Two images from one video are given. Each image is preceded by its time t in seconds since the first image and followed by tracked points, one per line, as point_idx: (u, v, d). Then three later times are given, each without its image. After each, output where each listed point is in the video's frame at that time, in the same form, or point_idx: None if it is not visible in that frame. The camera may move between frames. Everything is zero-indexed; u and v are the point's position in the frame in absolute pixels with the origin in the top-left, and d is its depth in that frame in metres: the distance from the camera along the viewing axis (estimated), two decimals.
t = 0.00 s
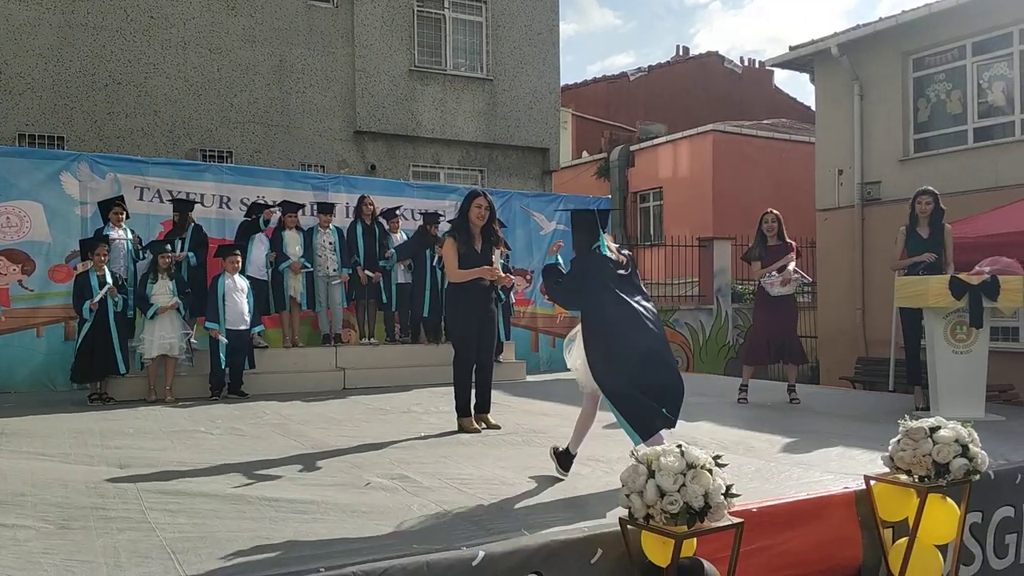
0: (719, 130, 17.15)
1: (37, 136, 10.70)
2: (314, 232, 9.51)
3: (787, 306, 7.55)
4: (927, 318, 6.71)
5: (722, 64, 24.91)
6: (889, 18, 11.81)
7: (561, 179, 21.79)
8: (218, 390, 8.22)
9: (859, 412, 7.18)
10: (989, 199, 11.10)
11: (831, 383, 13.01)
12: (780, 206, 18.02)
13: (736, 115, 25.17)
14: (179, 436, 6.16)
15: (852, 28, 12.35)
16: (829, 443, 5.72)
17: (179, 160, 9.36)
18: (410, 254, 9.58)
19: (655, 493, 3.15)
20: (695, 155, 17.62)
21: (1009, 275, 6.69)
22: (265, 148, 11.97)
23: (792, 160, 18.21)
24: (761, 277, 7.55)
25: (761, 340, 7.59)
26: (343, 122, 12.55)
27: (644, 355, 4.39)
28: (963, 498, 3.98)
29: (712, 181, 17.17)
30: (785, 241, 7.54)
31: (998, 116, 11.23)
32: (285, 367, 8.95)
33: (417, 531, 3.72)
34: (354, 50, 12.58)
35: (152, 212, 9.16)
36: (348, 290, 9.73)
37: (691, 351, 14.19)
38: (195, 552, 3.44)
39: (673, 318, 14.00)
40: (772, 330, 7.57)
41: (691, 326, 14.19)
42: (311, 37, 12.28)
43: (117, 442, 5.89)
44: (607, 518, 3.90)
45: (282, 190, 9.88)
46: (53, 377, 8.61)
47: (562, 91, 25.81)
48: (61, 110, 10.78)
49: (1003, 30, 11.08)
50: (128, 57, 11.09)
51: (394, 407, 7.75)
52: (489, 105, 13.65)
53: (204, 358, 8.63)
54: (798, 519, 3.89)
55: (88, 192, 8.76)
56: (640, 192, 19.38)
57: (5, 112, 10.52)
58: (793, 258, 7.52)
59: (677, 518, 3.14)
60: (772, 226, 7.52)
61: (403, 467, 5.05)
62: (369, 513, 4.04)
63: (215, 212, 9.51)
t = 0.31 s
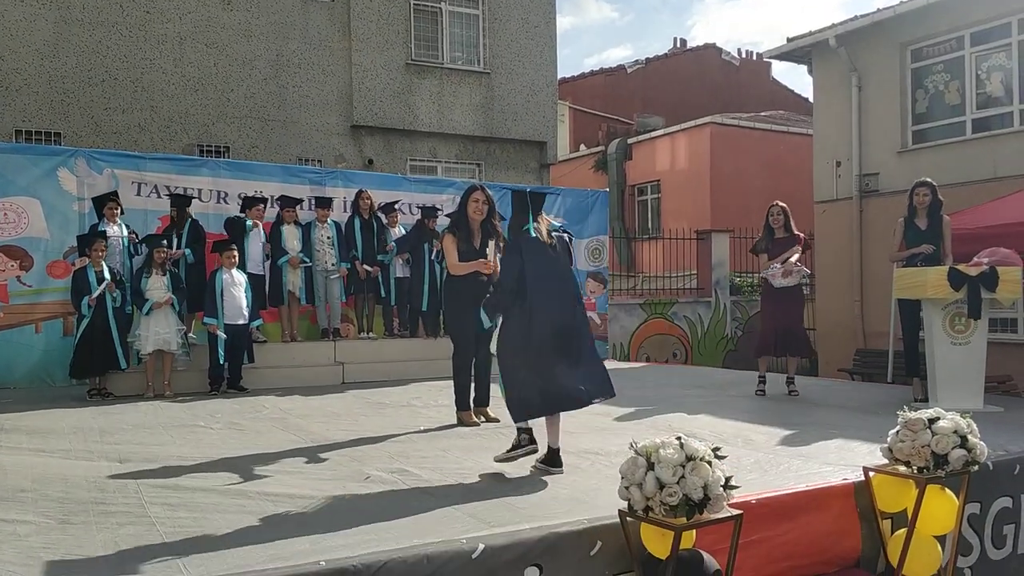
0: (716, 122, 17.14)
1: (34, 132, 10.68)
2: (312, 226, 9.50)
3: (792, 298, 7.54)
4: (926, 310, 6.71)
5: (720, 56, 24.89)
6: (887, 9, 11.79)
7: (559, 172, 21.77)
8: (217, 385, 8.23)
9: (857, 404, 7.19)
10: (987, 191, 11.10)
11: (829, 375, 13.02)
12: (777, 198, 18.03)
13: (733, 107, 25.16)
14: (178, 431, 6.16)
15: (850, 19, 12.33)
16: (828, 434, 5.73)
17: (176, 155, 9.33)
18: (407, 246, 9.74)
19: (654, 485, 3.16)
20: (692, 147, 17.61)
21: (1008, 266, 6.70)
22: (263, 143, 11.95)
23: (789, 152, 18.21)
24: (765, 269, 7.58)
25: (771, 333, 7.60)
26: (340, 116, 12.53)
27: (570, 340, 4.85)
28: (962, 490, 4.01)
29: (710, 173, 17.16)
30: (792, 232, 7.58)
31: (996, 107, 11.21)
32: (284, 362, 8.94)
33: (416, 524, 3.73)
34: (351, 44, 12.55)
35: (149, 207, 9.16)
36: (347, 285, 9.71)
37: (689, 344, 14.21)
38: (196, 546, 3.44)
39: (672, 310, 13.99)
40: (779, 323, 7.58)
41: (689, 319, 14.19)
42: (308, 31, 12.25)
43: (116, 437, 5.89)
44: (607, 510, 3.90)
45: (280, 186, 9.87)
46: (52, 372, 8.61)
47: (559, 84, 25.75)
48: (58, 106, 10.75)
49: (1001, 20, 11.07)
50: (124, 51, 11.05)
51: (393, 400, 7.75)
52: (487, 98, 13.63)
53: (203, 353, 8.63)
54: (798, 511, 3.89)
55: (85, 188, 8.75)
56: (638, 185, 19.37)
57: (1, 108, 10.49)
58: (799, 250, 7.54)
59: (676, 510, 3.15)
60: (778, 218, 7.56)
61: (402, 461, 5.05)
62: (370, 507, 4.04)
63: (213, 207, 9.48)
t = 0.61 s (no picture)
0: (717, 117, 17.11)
1: (34, 128, 10.65)
2: (312, 221, 9.49)
3: (791, 290, 7.53)
4: (927, 304, 6.70)
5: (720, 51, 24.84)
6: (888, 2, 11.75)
7: (559, 167, 21.73)
8: (217, 379, 8.24)
9: (858, 398, 7.18)
10: (989, 185, 11.08)
11: (830, 369, 13.03)
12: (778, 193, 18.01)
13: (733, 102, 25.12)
14: (178, 427, 6.15)
15: (852, 13, 12.29)
16: (829, 429, 5.72)
17: (177, 150, 9.31)
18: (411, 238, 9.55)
19: (654, 480, 3.15)
20: (693, 142, 17.58)
21: (1010, 260, 6.68)
22: (263, 138, 11.93)
23: (790, 146, 18.17)
24: (763, 262, 7.57)
25: (772, 327, 7.59)
26: (340, 111, 12.50)
27: (504, 337, 5.28)
28: (964, 484, 4.01)
29: (710, 167, 17.13)
30: (795, 226, 7.56)
31: (997, 101, 11.18)
32: (285, 357, 8.96)
33: (417, 519, 3.72)
34: (351, 39, 12.51)
35: (150, 202, 9.12)
36: (348, 279, 9.69)
37: (690, 338, 14.20)
38: (197, 541, 3.44)
39: (672, 305, 13.98)
40: (780, 316, 7.56)
41: (690, 313, 14.17)
42: (308, 26, 12.22)
43: (117, 432, 5.89)
44: (608, 505, 3.89)
45: (280, 180, 9.83)
46: (53, 368, 8.60)
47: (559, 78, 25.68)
48: (58, 102, 10.72)
49: (1003, 13, 11.03)
50: (124, 47, 11.02)
51: (393, 395, 7.74)
52: (486, 93, 13.60)
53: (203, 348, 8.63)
54: (798, 505, 3.87)
55: (86, 183, 8.73)
56: (638, 179, 19.33)
57: (2, 103, 10.47)
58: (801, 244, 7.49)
59: (677, 504, 3.14)
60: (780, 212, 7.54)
61: (402, 456, 5.04)
62: (371, 502, 4.03)
63: (213, 203, 9.46)
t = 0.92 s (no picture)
0: (717, 114, 17.10)
1: (34, 126, 10.65)
2: (312, 219, 9.45)
3: (787, 286, 7.53)
4: (927, 299, 6.69)
5: (720, 47, 24.82)
6: None
7: (559, 164, 21.70)
8: (218, 378, 8.23)
9: (858, 394, 7.18)
10: (989, 180, 11.07)
11: (831, 366, 13.03)
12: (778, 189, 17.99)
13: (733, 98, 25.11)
14: (178, 425, 6.15)
15: (851, 9, 12.28)
16: (829, 425, 5.71)
17: (176, 148, 9.30)
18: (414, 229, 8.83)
19: (655, 477, 3.15)
20: (693, 138, 17.56)
21: (1010, 256, 6.68)
22: (263, 135, 11.91)
23: (790, 142, 18.15)
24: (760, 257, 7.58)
25: (767, 322, 7.60)
26: (340, 109, 12.49)
27: (458, 331, 5.62)
28: (965, 479, 4.02)
29: (710, 164, 17.11)
30: (794, 222, 7.55)
31: (997, 96, 11.17)
32: (285, 355, 8.96)
33: (417, 516, 3.71)
34: (350, 36, 12.49)
35: (151, 200, 9.11)
36: (348, 277, 9.68)
37: (690, 335, 14.20)
38: (196, 539, 3.43)
39: (672, 302, 13.96)
40: (776, 311, 7.56)
41: (690, 310, 14.16)
42: (307, 23, 12.20)
43: (118, 430, 5.89)
44: (608, 502, 3.89)
45: (280, 178, 9.83)
46: (54, 366, 8.61)
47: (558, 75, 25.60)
48: (58, 100, 10.71)
49: (1004, 8, 11.02)
50: (124, 45, 11.01)
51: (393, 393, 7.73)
52: (486, 90, 13.58)
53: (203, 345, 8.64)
54: (798, 502, 3.86)
55: (86, 181, 8.72)
56: (638, 176, 19.32)
57: (2, 101, 10.47)
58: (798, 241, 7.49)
59: (678, 501, 3.14)
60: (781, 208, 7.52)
61: (401, 454, 5.03)
62: (371, 500, 4.03)
63: (213, 200, 9.46)
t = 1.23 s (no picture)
0: (716, 111, 17.09)
1: (32, 123, 10.64)
2: (311, 215, 9.42)
3: (781, 283, 7.54)
4: (925, 296, 6.70)
5: (719, 44, 24.82)
6: None
7: (558, 161, 21.70)
8: (209, 375, 8.15)
9: (857, 391, 7.19)
10: (987, 177, 11.07)
11: (829, 363, 13.04)
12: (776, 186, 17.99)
13: (732, 96, 25.12)
14: (176, 422, 6.14)
15: (849, 6, 12.28)
16: (827, 422, 5.72)
17: (174, 145, 9.29)
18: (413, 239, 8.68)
19: (653, 473, 3.15)
20: (691, 136, 17.56)
21: (1009, 253, 6.69)
22: (261, 133, 11.91)
23: (789, 139, 18.15)
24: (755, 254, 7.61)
25: (762, 319, 7.61)
26: (339, 106, 12.48)
27: (436, 322, 5.63)
28: (962, 475, 4.03)
29: (709, 161, 17.12)
30: (791, 220, 7.56)
31: (995, 93, 11.17)
32: (283, 353, 8.97)
33: (416, 513, 3.72)
34: (348, 33, 12.47)
35: (150, 197, 9.12)
36: (346, 274, 9.67)
37: (689, 332, 14.21)
38: (194, 537, 3.43)
39: (671, 299, 13.96)
40: (771, 308, 7.58)
41: (689, 307, 14.16)
42: (305, 20, 12.18)
43: (116, 428, 5.88)
44: (606, 498, 3.89)
45: (278, 175, 9.83)
46: (51, 363, 8.60)
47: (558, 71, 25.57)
48: (55, 97, 10.70)
49: (1002, 6, 11.02)
50: (121, 41, 10.99)
51: (392, 390, 7.74)
52: (485, 87, 13.57)
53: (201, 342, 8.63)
54: (796, 499, 3.87)
55: (83, 178, 8.70)
56: (637, 173, 19.34)
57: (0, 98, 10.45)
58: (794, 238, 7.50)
59: (675, 498, 3.14)
60: (780, 205, 7.53)
61: (400, 451, 5.03)
62: (369, 497, 4.03)
63: (212, 198, 9.45)
